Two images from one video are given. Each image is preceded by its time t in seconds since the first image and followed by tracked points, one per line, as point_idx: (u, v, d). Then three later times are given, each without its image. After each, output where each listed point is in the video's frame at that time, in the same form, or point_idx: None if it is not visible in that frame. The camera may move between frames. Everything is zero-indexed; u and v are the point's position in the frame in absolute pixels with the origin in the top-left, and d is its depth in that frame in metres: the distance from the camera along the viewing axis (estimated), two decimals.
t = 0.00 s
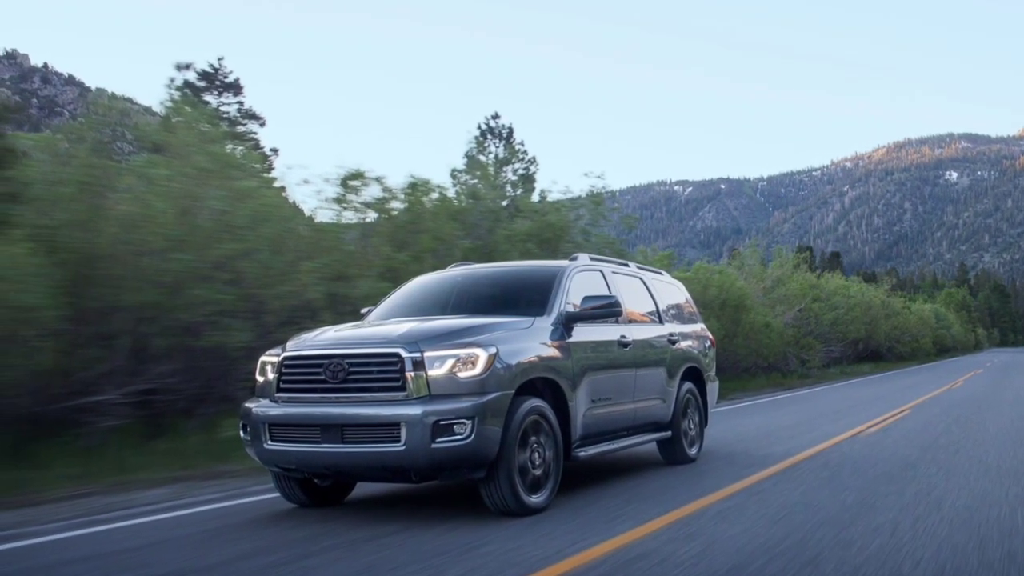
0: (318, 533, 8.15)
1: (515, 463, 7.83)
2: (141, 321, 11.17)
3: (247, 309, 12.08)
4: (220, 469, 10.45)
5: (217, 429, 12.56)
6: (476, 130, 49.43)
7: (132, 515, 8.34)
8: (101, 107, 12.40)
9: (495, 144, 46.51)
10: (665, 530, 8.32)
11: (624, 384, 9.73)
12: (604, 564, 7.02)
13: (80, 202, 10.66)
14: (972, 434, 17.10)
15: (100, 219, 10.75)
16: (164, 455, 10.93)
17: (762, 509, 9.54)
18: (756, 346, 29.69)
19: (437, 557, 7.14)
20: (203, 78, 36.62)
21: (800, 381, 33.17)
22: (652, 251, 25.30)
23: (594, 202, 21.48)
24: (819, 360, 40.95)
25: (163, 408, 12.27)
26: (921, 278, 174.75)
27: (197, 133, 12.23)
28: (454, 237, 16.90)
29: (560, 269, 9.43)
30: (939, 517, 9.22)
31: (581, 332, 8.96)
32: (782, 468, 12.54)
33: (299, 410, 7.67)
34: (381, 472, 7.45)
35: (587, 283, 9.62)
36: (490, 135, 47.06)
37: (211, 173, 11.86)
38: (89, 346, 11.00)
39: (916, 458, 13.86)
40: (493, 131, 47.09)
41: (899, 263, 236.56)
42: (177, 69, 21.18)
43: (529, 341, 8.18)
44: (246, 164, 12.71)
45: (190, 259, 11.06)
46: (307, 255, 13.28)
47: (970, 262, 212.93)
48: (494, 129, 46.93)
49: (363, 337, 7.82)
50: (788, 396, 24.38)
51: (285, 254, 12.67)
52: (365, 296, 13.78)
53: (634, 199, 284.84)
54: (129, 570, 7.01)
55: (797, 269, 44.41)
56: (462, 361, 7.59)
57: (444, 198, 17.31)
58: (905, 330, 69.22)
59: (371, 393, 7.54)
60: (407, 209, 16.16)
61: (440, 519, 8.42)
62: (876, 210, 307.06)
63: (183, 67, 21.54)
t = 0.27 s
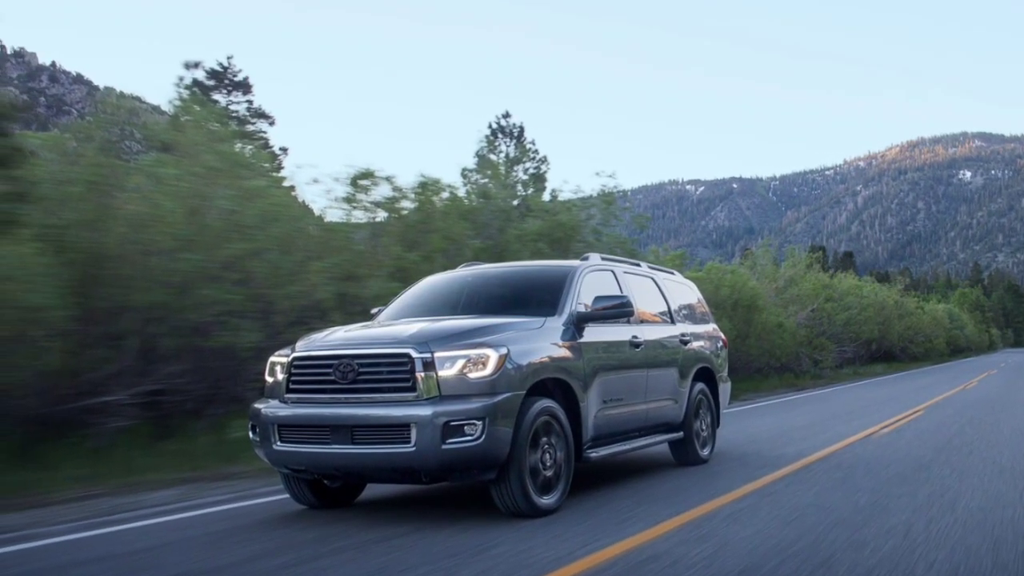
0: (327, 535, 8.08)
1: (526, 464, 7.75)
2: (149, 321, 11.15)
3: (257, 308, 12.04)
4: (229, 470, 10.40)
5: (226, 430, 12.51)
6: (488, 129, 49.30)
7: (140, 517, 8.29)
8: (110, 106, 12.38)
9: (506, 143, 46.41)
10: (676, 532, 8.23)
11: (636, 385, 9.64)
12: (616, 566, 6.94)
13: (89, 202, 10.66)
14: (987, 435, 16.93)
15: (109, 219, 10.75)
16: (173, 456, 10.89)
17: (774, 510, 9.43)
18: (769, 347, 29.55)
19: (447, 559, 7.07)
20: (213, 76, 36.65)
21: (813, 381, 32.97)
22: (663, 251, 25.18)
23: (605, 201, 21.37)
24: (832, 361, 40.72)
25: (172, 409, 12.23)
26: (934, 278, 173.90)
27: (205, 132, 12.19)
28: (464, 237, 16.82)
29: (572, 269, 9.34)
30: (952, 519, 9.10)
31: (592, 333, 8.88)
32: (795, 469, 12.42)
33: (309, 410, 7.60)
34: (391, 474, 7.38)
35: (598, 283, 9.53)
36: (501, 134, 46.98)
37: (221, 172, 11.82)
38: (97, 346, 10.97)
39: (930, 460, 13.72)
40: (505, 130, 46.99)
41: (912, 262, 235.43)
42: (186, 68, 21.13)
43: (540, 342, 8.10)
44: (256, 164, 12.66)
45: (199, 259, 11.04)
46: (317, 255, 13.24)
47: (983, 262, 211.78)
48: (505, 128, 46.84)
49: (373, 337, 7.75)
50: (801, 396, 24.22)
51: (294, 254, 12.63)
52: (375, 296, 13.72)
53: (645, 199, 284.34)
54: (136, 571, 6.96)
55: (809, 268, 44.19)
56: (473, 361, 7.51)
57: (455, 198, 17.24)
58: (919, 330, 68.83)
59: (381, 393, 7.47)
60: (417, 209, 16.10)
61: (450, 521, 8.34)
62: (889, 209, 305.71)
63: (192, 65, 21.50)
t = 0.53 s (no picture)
0: (337, 536, 8.02)
1: (537, 465, 7.67)
2: (158, 321, 11.11)
3: (266, 308, 12.00)
4: (238, 471, 10.35)
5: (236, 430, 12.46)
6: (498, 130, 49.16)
7: (148, 518, 8.23)
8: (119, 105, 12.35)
9: (516, 142, 46.31)
10: (688, 534, 8.13)
11: (648, 386, 9.55)
12: (627, 568, 6.85)
13: (97, 201, 10.65)
14: (1002, 437, 16.74)
15: (117, 218, 10.73)
16: (182, 457, 10.84)
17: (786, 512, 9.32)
18: (781, 348, 29.42)
19: (457, 561, 6.99)
20: (221, 76, 36.70)
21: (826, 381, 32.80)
22: (675, 250, 25.06)
23: (616, 200, 21.28)
24: (845, 361, 40.49)
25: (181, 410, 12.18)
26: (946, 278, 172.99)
27: (213, 131, 12.15)
28: (474, 236, 16.75)
29: (583, 269, 9.26)
30: (967, 520, 8.97)
31: (603, 333, 8.79)
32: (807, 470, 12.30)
33: (318, 411, 7.53)
34: (402, 475, 7.31)
35: (609, 283, 9.44)
36: (511, 133, 46.89)
37: (230, 171, 11.78)
38: (106, 347, 10.94)
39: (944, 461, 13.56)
40: (515, 129, 46.90)
41: (925, 263, 234.31)
42: (196, 68, 21.14)
43: (551, 342, 8.01)
44: (265, 162, 12.62)
45: (208, 259, 11.01)
46: (326, 255, 13.19)
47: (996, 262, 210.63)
48: (516, 128, 46.72)
49: (382, 337, 7.68)
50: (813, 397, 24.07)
51: (303, 254, 12.58)
52: (385, 296, 13.67)
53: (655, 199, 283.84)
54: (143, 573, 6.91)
55: (822, 269, 43.98)
56: (483, 362, 7.44)
57: (465, 197, 17.16)
58: (932, 330, 68.43)
59: (391, 394, 7.40)
60: (427, 208, 16.04)
61: (460, 523, 8.26)
62: (901, 209, 304.33)
63: (202, 63, 21.50)
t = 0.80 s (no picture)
0: (346, 538, 7.95)
1: (548, 466, 7.59)
2: (166, 322, 11.08)
3: (276, 308, 11.96)
4: (248, 472, 10.30)
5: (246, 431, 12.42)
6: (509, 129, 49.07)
7: (156, 520, 8.18)
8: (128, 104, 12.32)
9: (527, 141, 46.21)
10: (700, 536, 8.03)
11: (660, 386, 9.46)
12: (638, 570, 6.76)
13: (105, 201, 10.64)
14: (1018, 438, 16.57)
15: (125, 218, 10.71)
16: (190, 458, 10.80)
17: (798, 513, 9.22)
18: (794, 348, 29.29)
19: (467, 563, 6.92)
20: (230, 74, 36.73)
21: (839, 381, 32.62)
22: (686, 250, 24.94)
23: (628, 200, 21.18)
24: (858, 362, 40.27)
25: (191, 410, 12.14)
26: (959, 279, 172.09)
27: (222, 130, 12.11)
28: (485, 236, 16.68)
29: (594, 269, 9.17)
30: (981, 522, 8.85)
31: (615, 333, 8.70)
32: (820, 471, 12.18)
33: (328, 412, 7.46)
34: (411, 476, 7.24)
35: (621, 283, 9.35)
36: (522, 132, 46.82)
37: (239, 171, 11.74)
38: (114, 347, 10.91)
39: (958, 462, 13.42)
40: (525, 128, 46.81)
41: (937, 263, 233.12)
42: (207, 67, 21.13)
43: (562, 342, 7.93)
44: (274, 162, 12.57)
45: (216, 259, 10.98)
46: (335, 255, 13.14)
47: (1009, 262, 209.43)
48: (526, 126, 46.63)
49: (392, 337, 7.61)
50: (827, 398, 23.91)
51: (313, 254, 12.53)
52: (395, 296, 13.61)
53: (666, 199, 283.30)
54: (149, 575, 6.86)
55: (835, 268, 43.77)
56: (494, 362, 7.36)
57: (476, 196, 17.09)
58: (946, 330, 68.05)
59: (401, 395, 7.33)
60: (437, 208, 15.98)
61: (471, 524, 8.18)
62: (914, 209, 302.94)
63: (212, 62, 21.50)
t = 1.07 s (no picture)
0: (355, 540, 7.88)
1: (559, 467, 7.50)
2: (175, 322, 11.04)
3: (285, 308, 11.91)
4: (256, 473, 10.26)
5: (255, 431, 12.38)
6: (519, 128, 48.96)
7: (163, 522, 8.13)
8: (137, 103, 12.30)
9: (537, 140, 46.10)
10: (712, 537, 7.94)
11: (671, 386, 9.37)
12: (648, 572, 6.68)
13: (113, 200, 10.61)
14: None
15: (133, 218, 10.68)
16: (198, 459, 10.76)
17: (811, 514, 9.12)
18: (806, 348, 29.14)
19: (476, 565, 6.84)
20: (240, 73, 36.76)
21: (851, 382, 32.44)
22: (698, 250, 24.83)
23: (639, 199, 21.08)
24: (871, 362, 40.06)
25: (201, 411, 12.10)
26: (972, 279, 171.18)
27: (231, 128, 12.06)
28: (495, 236, 16.60)
29: (605, 269, 9.08)
30: (995, 523, 8.74)
31: (626, 333, 8.61)
32: (833, 472, 12.07)
33: (337, 413, 7.40)
34: (421, 477, 7.17)
35: (632, 282, 9.26)
36: (532, 132, 46.76)
37: (248, 170, 11.69)
38: (122, 347, 10.88)
39: (971, 464, 13.29)
40: (536, 128, 46.73)
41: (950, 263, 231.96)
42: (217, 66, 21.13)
43: (573, 342, 7.84)
44: (283, 161, 12.52)
45: (224, 258, 10.93)
46: (345, 254, 13.08)
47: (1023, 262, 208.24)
48: (536, 126, 46.53)
49: (402, 337, 7.54)
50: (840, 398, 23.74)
51: (322, 253, 12.47)
52: (404, 296, 13.54)
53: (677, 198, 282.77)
54: None
55: (848, 268, 43.54)
56: (504, 363, 7.28)
57: (486, 196, 17.02)
58: (959, 331, 67.65)
59: (411, 395, 7.26)
60: (448, 207, 15.91)
61: (481, 526, 8.10)
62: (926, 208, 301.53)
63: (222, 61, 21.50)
